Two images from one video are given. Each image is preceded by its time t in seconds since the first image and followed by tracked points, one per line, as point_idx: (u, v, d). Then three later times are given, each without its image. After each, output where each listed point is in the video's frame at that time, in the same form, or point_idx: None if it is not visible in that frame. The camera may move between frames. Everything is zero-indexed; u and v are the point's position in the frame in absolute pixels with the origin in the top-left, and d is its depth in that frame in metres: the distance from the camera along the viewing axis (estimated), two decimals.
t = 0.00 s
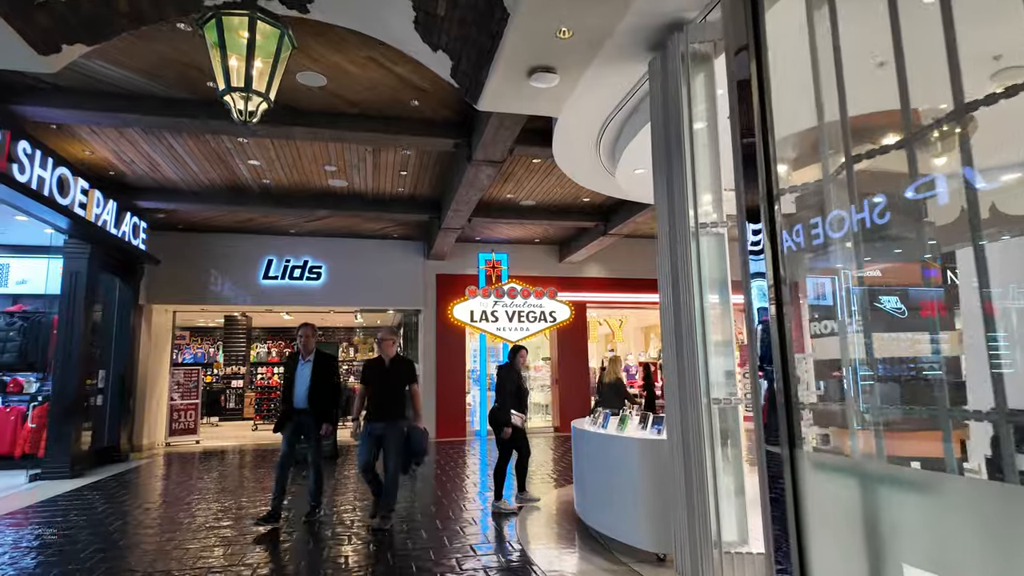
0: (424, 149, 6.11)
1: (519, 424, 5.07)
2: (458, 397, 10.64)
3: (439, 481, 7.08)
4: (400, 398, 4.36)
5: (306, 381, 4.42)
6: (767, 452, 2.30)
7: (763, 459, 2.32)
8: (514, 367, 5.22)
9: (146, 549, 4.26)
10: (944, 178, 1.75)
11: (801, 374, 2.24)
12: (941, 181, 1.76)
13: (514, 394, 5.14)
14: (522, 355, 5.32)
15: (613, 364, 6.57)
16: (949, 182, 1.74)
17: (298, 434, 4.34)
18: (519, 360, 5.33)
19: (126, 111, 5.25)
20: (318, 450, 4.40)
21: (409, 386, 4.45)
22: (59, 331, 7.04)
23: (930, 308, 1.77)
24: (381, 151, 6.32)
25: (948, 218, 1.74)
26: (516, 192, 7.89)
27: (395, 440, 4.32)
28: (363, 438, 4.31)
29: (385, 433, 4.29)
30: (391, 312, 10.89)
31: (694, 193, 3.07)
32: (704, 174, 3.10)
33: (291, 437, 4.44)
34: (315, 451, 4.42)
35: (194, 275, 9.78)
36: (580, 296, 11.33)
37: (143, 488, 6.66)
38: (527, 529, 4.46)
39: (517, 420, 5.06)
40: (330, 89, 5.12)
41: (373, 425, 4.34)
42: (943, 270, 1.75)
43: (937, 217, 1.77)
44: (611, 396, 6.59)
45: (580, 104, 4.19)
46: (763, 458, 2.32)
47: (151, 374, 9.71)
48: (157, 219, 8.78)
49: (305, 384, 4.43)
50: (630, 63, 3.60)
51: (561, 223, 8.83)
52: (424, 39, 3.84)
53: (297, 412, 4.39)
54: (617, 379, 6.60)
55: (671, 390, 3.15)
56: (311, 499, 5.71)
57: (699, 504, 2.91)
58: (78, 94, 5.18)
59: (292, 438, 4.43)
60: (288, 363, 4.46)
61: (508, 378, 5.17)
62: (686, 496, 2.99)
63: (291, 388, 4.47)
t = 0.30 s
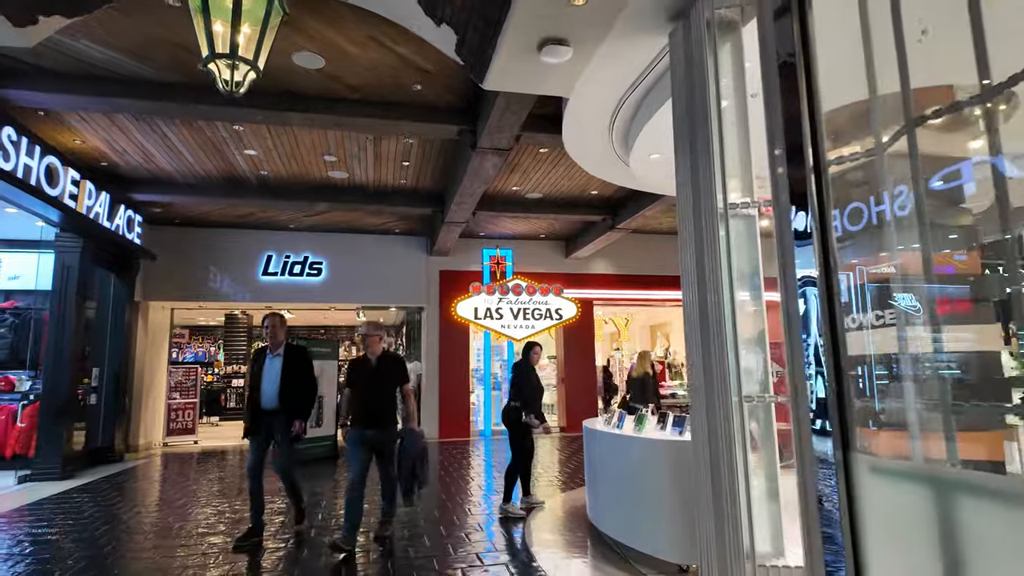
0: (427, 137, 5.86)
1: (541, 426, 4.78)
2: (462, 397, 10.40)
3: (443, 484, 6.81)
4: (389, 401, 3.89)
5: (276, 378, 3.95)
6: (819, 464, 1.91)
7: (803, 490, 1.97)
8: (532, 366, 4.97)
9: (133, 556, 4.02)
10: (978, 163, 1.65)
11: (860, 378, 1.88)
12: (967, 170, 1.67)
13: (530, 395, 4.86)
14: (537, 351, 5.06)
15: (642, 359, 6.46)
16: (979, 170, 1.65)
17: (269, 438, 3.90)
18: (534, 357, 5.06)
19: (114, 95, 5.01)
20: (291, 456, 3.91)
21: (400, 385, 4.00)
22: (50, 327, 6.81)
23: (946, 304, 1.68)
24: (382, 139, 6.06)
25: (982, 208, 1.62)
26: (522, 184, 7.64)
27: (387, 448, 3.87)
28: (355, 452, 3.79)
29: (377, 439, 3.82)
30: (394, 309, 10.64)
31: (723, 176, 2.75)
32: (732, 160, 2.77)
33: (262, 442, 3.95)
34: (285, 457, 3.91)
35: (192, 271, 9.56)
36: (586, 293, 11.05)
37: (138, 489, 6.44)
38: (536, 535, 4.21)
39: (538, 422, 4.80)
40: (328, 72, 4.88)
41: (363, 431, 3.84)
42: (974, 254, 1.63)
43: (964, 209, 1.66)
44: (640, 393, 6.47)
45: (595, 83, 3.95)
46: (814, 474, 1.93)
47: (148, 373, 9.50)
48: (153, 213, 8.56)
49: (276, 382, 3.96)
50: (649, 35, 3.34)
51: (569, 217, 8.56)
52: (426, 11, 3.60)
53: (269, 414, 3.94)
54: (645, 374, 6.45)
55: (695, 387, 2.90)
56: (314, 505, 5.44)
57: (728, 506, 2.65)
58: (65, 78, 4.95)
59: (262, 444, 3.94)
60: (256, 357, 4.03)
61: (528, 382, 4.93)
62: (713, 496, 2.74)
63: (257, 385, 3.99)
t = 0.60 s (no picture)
0: (427, 129, 5.63)
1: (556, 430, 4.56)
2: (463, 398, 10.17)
3: (443, 492, 6.57)
4: (369, 402, 3.43)
5: (237, 385, 3.45)
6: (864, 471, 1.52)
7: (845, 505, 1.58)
8: (543, 367, 4.76)
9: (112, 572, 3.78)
10: (1006, 156, 1.36)
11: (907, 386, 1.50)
12: (990, 164, 1.38)
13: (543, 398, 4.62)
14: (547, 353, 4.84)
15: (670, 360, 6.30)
16: (1003, 165, 1.36)
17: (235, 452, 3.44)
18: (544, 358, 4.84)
19: (99, 84, 4.78)
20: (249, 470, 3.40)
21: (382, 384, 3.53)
22: (36, 328, 6.57)
23: (961, 304, 1.41)
24: (380, 132, 5.83)
25: (1016, 202, 1.33)
26: (525, 180, 7.41)
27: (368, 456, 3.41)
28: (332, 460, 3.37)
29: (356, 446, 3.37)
30: (393, 309, 10.42)
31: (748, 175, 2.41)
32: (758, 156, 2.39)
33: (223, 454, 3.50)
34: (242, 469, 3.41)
35: (187, 270, 9.33)
36: (590, 292, 10.80)
37: (125, 496, 6.19)
38: (540, 547, 3.99)
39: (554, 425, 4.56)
40: (322, 59, 4.65)
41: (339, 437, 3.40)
42: (993, 253, 1.37)
43: (994, 204, 1.37)
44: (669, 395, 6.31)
45: (605, 68, 3.74)
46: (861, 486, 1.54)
47: (141, 375, 9.26)
48: (145, 210, 8.33)
49: (237, 388, 3.46)
50: (666, 13, 3.10)
51: (573, 214, 8.32)
52: None
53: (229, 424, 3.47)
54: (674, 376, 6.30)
55: (717, 387, 2.58)
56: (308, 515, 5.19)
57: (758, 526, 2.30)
58: (48, 66, 4.73)
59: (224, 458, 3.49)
60: (215, 359, 3.53)
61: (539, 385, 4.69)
62: (739, 510, 2.38)
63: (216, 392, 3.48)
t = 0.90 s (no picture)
0: (425, 117, 5.38)
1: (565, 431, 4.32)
2: (463, 399, 9.92)
3: (441, 496, 6.32)
4: (341, 416, 2.59)
5: (190, 386, 2.77)
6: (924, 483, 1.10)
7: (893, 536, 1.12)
8: (552, 364, 4.52)
9: None
10: None
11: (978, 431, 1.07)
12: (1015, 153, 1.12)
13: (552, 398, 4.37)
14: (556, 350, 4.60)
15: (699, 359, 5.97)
16: None
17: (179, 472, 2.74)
18: (553, 356, 4.59)
19: (79, 68, 4.54)
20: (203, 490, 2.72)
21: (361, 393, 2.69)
22: (19, 326, 6.33)
23: (977, 301, 1.10)
24: (376, 119, 5.59)
25: None
26: (527, 172, 7.17)
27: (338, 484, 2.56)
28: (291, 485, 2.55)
29: (323, 470, 2.53)
30: (392, 308, 10.17)
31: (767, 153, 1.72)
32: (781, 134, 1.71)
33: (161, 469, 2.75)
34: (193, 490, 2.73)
35: (179, 268, 9.10)
36: (593, 290, 10.55)
37: (114, 500, 5.99)
38: (543, 557, 3.75)
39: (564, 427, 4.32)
40: (313, 40, 4.41)
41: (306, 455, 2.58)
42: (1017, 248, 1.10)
43: None
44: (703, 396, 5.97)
45: (612, 43, 3.48)
46: (918, 500, 1.10)
47: (133, 375, 9.03)
48: (136, 206, 8.10)
49: (190, 388, 2.78)
50: None
51: (576, 209, 8.07)
52: None
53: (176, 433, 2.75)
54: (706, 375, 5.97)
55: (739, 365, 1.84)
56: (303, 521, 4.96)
57: None
58: (24, 48, 4.48)
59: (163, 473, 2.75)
60: (164, 355, 2.85)
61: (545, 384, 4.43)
62: (762, 529, 1.68)
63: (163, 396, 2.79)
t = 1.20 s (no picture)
0: (423, 106, 5.13)
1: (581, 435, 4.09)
2: (465, 401, 9.68)
3: (441, 503, 6.06)
4: (304, 421, 2.16)
5: (122, 391, 2.46)
6: (1003, 495, 0.92)
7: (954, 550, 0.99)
8: (564, 366, 4.28)
9: None
10: None
11: None
12: None
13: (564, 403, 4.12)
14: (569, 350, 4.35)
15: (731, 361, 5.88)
16: None
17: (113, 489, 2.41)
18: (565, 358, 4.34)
19: (58, 54, 4.31)
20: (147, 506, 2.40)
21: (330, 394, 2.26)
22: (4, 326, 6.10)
23: None
24: (372, 109, 5.36)
25: None
26: (530, 167, 6.93)
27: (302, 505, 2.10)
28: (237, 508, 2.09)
29: (281, 487, 2.09)
30: (392, 307, 9.93)
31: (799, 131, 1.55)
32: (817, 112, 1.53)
33: (93, 494, 2.38)
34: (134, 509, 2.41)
35: (174, 266, 8.88)
36: (599, 289, 10.29)
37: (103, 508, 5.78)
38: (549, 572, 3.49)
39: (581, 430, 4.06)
40: (305, 24, 4.17)
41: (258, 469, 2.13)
42: None
43: None
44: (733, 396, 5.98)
45: (623, 23, 3.26)
46: (986, 514, 0.94)
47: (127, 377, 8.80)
48: (129, 203, 7.89)
49: (123, 395, 2.45)
50: None
51: (581, 205, 7.82)
52: None
53: (114, 453, 2.42)
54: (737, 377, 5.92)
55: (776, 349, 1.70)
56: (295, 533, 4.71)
57: None
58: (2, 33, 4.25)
59: (94, 499, 2.38)
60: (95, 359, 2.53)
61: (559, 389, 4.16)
62: (795, 524, 1.57)
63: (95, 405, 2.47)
